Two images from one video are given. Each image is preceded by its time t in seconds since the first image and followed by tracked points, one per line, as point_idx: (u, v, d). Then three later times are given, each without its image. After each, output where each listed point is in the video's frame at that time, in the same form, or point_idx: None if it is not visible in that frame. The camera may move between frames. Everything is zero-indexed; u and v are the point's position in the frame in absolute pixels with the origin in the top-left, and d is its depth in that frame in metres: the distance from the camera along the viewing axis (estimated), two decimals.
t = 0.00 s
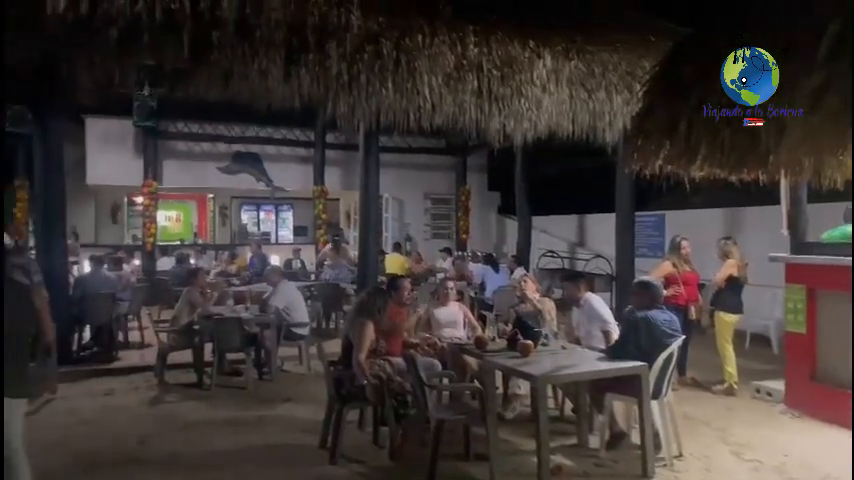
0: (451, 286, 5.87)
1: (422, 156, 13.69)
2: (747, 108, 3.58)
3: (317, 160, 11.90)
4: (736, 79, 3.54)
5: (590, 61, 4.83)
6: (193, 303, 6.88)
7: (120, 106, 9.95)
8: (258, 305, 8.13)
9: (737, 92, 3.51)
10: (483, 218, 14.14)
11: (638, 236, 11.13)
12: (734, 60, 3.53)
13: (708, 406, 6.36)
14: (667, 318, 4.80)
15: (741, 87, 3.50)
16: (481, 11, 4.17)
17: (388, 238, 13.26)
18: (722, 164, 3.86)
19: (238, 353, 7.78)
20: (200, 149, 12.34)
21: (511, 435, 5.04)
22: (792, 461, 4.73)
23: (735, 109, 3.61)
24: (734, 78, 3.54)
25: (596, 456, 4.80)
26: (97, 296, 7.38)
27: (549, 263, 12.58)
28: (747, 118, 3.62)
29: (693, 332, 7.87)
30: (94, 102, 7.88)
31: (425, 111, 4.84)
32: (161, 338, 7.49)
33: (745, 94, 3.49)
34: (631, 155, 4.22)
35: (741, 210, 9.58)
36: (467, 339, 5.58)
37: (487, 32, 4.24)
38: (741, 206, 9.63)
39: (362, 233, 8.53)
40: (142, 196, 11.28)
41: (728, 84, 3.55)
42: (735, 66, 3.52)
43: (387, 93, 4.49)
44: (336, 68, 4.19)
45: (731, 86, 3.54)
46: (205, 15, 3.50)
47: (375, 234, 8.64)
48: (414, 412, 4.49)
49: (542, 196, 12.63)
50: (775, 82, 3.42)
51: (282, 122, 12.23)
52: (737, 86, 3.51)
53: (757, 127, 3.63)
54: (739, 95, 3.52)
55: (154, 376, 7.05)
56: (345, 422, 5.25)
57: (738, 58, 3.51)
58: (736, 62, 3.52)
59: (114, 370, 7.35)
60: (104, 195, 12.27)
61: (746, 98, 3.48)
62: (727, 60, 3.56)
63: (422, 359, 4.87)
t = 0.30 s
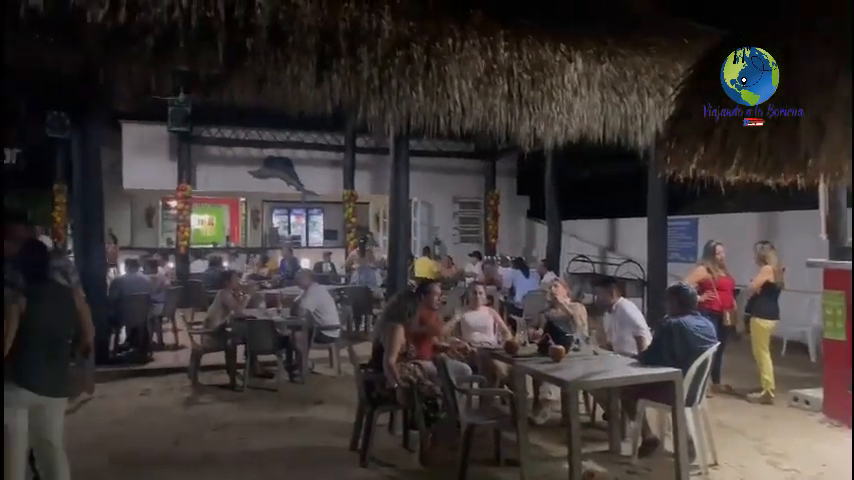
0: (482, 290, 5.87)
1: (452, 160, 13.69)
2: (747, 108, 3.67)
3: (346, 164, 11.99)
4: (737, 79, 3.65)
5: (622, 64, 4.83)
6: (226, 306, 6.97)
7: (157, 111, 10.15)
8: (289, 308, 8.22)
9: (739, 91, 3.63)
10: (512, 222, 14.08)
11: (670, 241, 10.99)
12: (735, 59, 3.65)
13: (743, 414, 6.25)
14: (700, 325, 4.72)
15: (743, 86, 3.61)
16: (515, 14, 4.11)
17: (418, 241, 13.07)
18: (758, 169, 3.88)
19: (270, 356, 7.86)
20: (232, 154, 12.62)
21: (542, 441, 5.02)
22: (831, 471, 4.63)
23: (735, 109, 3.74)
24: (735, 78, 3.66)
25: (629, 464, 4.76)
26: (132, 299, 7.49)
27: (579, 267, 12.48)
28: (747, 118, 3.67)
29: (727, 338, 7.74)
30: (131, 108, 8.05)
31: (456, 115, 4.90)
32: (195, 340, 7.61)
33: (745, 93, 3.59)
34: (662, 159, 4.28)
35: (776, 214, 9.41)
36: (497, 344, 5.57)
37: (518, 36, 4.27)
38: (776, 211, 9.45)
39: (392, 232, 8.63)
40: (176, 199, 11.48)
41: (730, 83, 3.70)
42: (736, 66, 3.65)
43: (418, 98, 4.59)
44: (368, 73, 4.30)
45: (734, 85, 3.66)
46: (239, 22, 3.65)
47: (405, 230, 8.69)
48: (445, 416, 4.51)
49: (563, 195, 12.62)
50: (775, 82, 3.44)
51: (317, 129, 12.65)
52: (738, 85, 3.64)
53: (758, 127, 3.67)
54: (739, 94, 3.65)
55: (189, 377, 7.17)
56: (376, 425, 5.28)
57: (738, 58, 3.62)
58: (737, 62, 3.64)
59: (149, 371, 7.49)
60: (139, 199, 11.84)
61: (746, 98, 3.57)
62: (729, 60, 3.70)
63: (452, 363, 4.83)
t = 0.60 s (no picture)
0: (511, 295, 5.85)
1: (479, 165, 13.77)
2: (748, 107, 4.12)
3: (375, 168, 12.05)
4: (736, 79, 4.10)
5: (654, 67, 4.85)
6: (257, 309, 7.09)
7: (190, 118, 10.33)
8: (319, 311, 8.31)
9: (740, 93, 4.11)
10: (540, 227, 13.85)
11: (702, 245, 10.83)
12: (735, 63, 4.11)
13: (779, 422, 6.13)
14: (735, 331, 4.63)
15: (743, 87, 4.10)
16: (541, 20, 4.30)
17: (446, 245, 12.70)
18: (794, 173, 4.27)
19: (300, 358, 7.94)
20: (264, 159, 12.91)
21: (573, 447, 4.99)
22: None
23: (737, 108, 4.19)
24: (733, 79, 4.13)
25: (661, 471, 4.70)
26: (166, 302, 7.60)
27: (610, 272, 12.23)
28: (747, 118, 4.18)
29: (762, 345, 7.59)
30: (165, 114, 8.22)
31: (484, 119, 4.99)
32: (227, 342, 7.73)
33: (747, 93, 4.03)
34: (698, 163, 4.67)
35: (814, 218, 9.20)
36: (527, 348, 5.55)
37: (548, 39, 4.40)
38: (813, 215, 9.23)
39: (420, 240, 8.66)
40: (208, 203, 11.65)
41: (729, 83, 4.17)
42: (736, 66, 4.05)
43: (446, 103, 4.70)
44: (397, 78, 4.43)
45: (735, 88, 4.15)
46: (271, 28, 3.82)
47: (433, 243, 8.70)
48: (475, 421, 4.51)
49: (592, 199, 12.34)
50: (782, 82, 3.86)
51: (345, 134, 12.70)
52: (738, 86, 4.10)
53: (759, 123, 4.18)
54: (741, 94, 4.10)
55: (221, 379, 7.28)
56: (406, 428, 5.31)
57: (737, 61, 4.10)
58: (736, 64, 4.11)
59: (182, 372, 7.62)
60: (171, 204, 12.20)
61: (749, 97, 4.02)
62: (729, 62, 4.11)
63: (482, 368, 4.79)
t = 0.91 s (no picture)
0: (541, 298, 5.82)
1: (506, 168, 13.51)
2: (749, 109, 4.57)
3: (403, 172, 12.30)
4: (738, 77, 4.66)
5: (686, 68, 4.91)
6: (285, 312, 7.15)
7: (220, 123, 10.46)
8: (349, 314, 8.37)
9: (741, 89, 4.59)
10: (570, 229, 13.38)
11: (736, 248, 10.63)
12: (736, 57, 4.62)
13: (815, 428, 6.00)
14: (770, 335, 4.55)
15: (745, 85, 4.57)
16: (573, 22, 4.56)
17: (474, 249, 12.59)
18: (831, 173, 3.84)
19: (329, 360, 8.00)
20: (293, 163, 12.93)
21: (604, 451, 4.95)
22: None
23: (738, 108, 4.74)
24: (735, 76, 4.71)
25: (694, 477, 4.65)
26: (199, 306, 7.80)
27: (639, 275, 12.09)
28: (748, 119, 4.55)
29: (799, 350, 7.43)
30: (197, 118, 8.34)
31: (512, 122, 5.18)
32: (258, 344, 7.82)
33: (747, 92, 4.54)
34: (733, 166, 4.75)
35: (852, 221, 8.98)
36: (557, 352, 5.52)
37: (576, 41, 4.57)
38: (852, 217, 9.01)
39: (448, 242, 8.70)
40: (239, 207, 11.82)
41: (732, 80, 4.76)
42: (737, 66, 4.67)
43: (474, 105, 4.91)
44: (426, 81, 4.62)
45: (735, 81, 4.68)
46: (301, 32, 4.04)
47: (461, 244, 8.75)
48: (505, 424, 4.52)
49: (623, 201, 11.63)
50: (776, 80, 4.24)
51: (373, 137, 12.84)
52: (739, 85, 4.65)
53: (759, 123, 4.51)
54: (744, 93, 4.57)
55: (252, 380, 7.36)
56: (435, 431, 5.32)
57: (738, 58, 4.64)
58: (737, 60, 4.63)
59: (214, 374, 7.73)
60: (203, 208, 12.10)
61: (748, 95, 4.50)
62: (729, 59, 4.70)
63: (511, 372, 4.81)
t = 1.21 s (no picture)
0: (574, 302, 5.76)
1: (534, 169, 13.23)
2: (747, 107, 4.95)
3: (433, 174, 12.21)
4: (737, 78, 4.81)
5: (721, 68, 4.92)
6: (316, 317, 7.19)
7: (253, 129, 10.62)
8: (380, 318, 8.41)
9: (740, 89, 4.81)
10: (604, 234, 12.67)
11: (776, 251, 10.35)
12: (737, 59, 4.77)
13: None
14: (812, 340, 4.48)
15: (743, 84, 4.80)
16: (604, 23, 4.67)
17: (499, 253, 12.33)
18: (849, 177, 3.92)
19: (361, 363, 8.04)
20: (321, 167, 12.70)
21: (639, 456, 4.91)
22: None
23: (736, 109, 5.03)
24: (734, 77, 4.81)
25: None
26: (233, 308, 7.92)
27: (674, 279, 11.30)
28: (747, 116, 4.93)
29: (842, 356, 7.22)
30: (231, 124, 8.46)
31: (544, 124, 5.08)
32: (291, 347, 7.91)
33: (744, 92, 4.83)
34: (767, 167, 4.54)
35: None
36: (590, 356, 5.47)
37: (609, 43, 4.71)
38: None
39: (479, 246, 8.65)
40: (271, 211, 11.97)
41: (730, 81, 4.84)
42: (736, 66, 4.79)
43: (506, 109, 4.88)
44: (457, 84, 4.67)
45: (734, 82, 4.81)
46: (333, 38, 4.26)
47: (492, 249, 8.68)
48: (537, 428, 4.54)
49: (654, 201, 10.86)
50: (775, 81, 4.68)
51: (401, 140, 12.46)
52: (737, 83, 4.81)
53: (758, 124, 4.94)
54: (740, 92, 4.84)
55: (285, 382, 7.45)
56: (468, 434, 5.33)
57: (741, 58, 4.76)
58: (738, 62, 4.77)
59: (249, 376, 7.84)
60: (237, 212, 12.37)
61: (747, 94, 4.80)
62: (728, 60, 4.81)
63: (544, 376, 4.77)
